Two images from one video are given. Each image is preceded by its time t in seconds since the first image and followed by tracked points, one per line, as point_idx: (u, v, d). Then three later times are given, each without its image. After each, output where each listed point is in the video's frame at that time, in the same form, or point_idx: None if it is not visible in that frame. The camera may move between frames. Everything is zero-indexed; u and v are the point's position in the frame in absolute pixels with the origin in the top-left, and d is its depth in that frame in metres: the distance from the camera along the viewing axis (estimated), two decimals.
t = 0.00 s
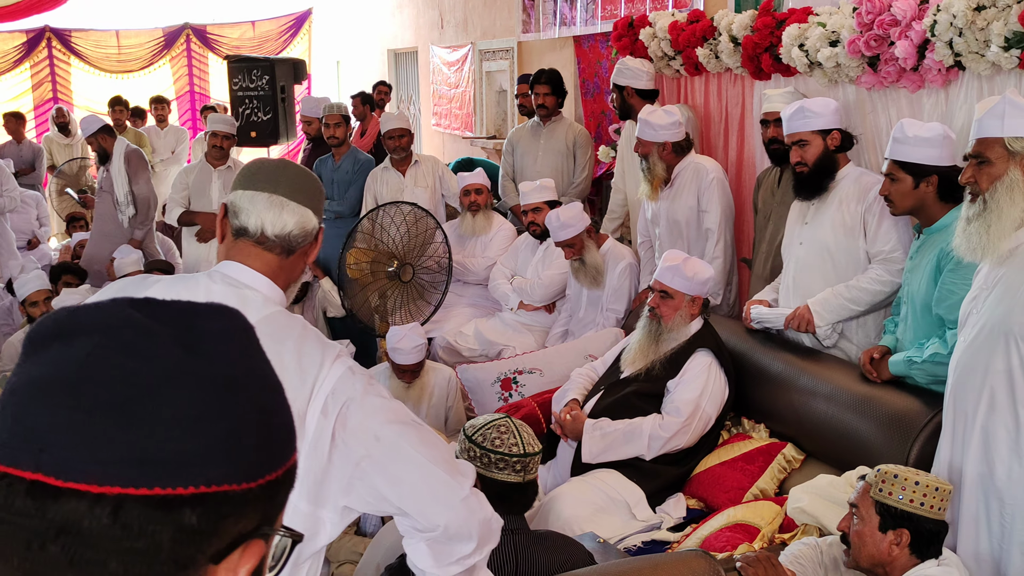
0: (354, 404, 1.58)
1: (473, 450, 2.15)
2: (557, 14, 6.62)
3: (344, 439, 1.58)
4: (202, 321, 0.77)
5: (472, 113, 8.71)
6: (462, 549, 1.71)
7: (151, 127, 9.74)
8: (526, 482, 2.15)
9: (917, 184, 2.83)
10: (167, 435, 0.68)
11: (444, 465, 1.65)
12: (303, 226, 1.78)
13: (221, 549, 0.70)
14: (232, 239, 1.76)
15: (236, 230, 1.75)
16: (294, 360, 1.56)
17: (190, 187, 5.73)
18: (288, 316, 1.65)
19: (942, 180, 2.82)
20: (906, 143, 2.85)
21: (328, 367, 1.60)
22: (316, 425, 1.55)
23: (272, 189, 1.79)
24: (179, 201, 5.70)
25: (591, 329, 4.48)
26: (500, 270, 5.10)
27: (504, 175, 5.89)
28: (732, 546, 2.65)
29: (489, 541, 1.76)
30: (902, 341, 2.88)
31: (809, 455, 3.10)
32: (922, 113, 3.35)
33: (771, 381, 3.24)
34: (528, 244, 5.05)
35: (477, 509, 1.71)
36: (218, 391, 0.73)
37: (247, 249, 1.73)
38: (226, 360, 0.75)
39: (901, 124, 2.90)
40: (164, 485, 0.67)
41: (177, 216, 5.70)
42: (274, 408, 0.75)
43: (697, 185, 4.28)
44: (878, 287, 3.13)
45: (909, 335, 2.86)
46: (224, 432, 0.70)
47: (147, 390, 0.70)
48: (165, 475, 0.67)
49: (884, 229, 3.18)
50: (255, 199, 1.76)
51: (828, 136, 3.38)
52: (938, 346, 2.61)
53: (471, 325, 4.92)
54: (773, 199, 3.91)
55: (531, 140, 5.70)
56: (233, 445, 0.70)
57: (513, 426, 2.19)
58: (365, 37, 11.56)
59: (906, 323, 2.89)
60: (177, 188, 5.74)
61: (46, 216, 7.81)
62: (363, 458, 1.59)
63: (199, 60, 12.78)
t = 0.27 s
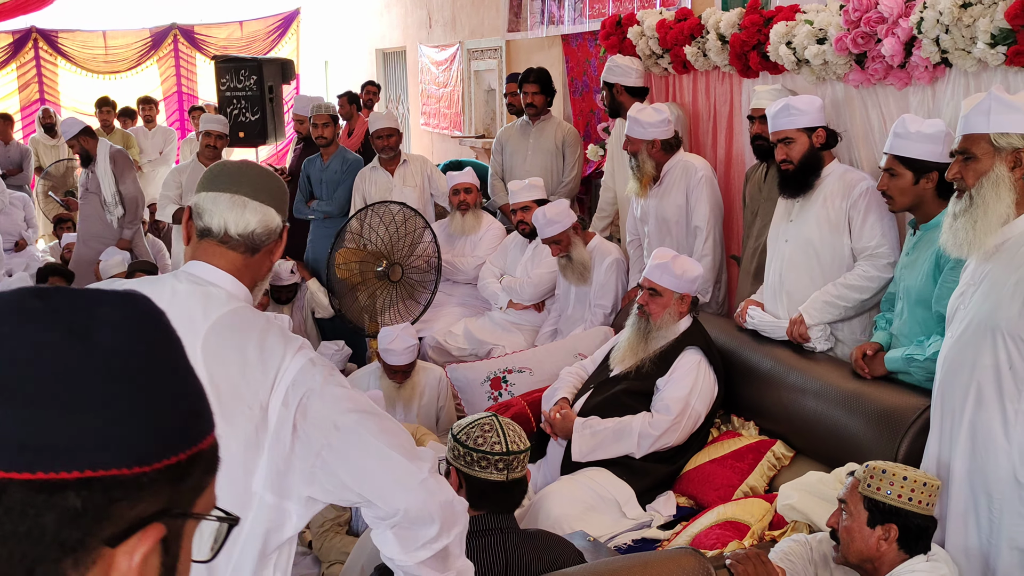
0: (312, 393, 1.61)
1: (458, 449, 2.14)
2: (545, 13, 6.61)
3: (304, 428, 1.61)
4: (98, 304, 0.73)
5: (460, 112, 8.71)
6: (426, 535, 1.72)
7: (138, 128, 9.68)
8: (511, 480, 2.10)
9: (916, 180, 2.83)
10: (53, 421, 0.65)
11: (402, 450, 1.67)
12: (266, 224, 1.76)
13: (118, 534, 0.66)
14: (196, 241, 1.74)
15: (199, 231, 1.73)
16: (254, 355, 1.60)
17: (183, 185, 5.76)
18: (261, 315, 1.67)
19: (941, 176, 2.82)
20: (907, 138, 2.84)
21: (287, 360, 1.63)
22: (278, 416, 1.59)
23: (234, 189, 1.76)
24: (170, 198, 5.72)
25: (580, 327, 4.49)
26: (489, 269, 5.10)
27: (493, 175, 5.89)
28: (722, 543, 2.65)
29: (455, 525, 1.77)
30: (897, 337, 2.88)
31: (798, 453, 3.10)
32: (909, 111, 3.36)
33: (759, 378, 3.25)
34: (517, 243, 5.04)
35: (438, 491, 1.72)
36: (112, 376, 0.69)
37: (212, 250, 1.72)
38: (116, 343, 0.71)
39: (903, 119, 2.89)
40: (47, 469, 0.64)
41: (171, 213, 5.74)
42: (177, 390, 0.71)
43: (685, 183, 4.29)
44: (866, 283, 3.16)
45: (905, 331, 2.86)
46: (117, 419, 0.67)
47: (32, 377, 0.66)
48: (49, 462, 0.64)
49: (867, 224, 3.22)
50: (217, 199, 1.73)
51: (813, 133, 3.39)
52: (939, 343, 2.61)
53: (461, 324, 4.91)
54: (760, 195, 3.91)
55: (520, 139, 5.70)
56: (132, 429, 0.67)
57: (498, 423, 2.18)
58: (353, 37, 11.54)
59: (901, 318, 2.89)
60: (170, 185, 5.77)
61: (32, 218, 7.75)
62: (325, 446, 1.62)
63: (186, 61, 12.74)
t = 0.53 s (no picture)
0: (248, 369, 1.62)
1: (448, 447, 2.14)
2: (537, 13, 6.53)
3: (236, 401, 1.61)
4: None
5: (453, 112, 8.70)
6: (347, 505, 1.64)
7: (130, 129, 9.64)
8: (498, 481, 2.08)
9: (917, 176, 2.84)
10: None
11: (319, 419, 1.62)
12: (209, 219, 1.76)
13: None
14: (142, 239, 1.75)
15: (145, 229, 1.73)
16: (201, 335, 1.62)
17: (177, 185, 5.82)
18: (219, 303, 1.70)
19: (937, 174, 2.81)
20: (908, 135, 2.84)
21: (230, 337, 1.64)
22: (218, 391, 1.60)
23: (177, 186, 1.75)
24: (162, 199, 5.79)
25: (574, 326, 4.49)
26: (482, 268, 5.10)
27: (485, 174, 5.88)
28: (717, 542, 2.65)
29: (377, 499, 1.67)
30: (896, 331, 2.88)
31: (792, 451, 3.11)
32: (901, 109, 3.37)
33: (753, 376, 3.25)
34: (510, 242, 5.04)
35: (355, 461, 1.63)
36: None
37: (157, 246, 1.72)
38: None
39: (905, 115, 2.89)
40: None
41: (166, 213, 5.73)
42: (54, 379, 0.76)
43: (678, 182, 4.29)
44: (851, 294, 3.16)
45: (905, 325, 2.85)
46: None
47: None
48: None
49: (857, 226, 3.20)
50: (160, 197, 1.73)
51: (810, 132, 3.37)
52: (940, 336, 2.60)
53: (454, 323, 4.91)
54: (753, 192, 3.91)
55: (513, 138, 5.69)
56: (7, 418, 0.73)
57: (490, 424, 2.17)
58: (345, 37, 11.51)
59: (901, 314, 2.89)
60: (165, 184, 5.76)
61: (23, 219, 7.71)
62: (249, 418, 1.61)
63: (178, 61, 12.69)
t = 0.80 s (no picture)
0: (189, 368, 1.81)
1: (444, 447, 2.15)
2: (533, 11, 6.58)
3: (169, 394, 1.79)
4: None
5: (448, 112, 8.70)
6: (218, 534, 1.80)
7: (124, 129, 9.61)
8: (493, 483, 2.08)
9: (911, 174, 2.84)
10: None
11: (220, 441, 1.80)
12: (149, 211, 1.89)
13: None
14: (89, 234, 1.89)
15: (90, 227, 1.87)
16: (155, 325, 1.81)
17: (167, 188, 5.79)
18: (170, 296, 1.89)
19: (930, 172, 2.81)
20: (904, 132, 2.84)
21: (179, 334, 1.83)
22: (162, 381, 1.79)
23: (117, 183, 1.89)
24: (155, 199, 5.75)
25: (570, 325, 4.49)
26: (478, 268, 5.09)
27: (481, 174, 5.88)
28: (713, 540, 2.65)
29: (250, 534, 1.82)
30: (890, 329, 2.90)
31: (788, 450, 3.11)
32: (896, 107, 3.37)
33: (748, 375, 3.25)
34: (506, 241, 5.04)
35: (233, 498, 1.80)
36: None
37: (102, 240, 1.87)
38: None
39: (901, 112, 2.89)
40: None
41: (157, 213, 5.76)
42: None
43: (675, 181, 4.29)
44: (839, 299, 3.16)
45: (899, 324, 2.86)
46: None
47: None
48: None
49: (851, 228, 3.21)
50: (100, 195, 1.87)
51: (811, 135, 3.36)
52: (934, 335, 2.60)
53: (450, 323, 4.91)
54: (750, 194, 3.92)
55: (508, 138, 5.69)
56: None
57: (487, 423, 2.16)
58: (340, 37, 11.50)
59: (897, 313, 2.88)
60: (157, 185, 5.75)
61: (17, 220, 7.68)
62: (173, 418, 1.79)
63: (173, 61, 12.69)
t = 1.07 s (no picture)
0: (171, 383, 2.01)
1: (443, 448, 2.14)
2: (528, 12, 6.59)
3: (149, 404, 1.98)
4: None
5: (444, 111, 8.70)
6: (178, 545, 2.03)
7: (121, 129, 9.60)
8: (492, 482, 2.08)
9: (903, 173, 2.83)
10: None
11: (192, 458, 2.04)
12: (117, 221, 2.02)
13: None
14: (61, 246, 2.03)
15: (62, 238, 2.01)
16: (141, 335, 1.98)
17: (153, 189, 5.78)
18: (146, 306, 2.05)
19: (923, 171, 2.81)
20: (896, 132, 2.84)
21: (163, 348, 2.01)
22: (148, 390, 1.98)
23: (85, 198, 2.03)
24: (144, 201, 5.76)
25: (566, 325, 4.50)
26: (474, 267, 5.10)
27: (477, 174, 5.88)
28: (709, 539, 2.66)
29: (208, 549, 2.04)
30: (878, 333, 2.90)
31: (784, 449, 3.12)
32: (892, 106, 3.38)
33: (744, 374, 3.26)
34: (502, 241, 5.04)
35: (197, 514, 2.02)
36: None
37: (73, 249, 2.00)
38: None
39: (890, 113, 2.89)
40: None
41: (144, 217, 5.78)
42: None
43: (673, 179, 4.29)
44: (825, 305, 3.12)
45: (887, 325, 2.87)
46: None
47: None
48: None
49: (846, 232, 3.16)
50: (70, 208, 2.01)
51: (811, 141, 3.29)
52: (919, 334, 2.63)
53: (447, 323, 4.91)
54: (751, 195, 3.92)
55: (504, 137, 5.69)
56: None
57: (483, 424, 2.15)
58: (337, 37, 11.50)
59: (884, 314, 2.90)
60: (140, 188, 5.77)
61: (14, 220, 7.67)
62: (151, 427, 1.99)
63: (169, 61, 12.69)
